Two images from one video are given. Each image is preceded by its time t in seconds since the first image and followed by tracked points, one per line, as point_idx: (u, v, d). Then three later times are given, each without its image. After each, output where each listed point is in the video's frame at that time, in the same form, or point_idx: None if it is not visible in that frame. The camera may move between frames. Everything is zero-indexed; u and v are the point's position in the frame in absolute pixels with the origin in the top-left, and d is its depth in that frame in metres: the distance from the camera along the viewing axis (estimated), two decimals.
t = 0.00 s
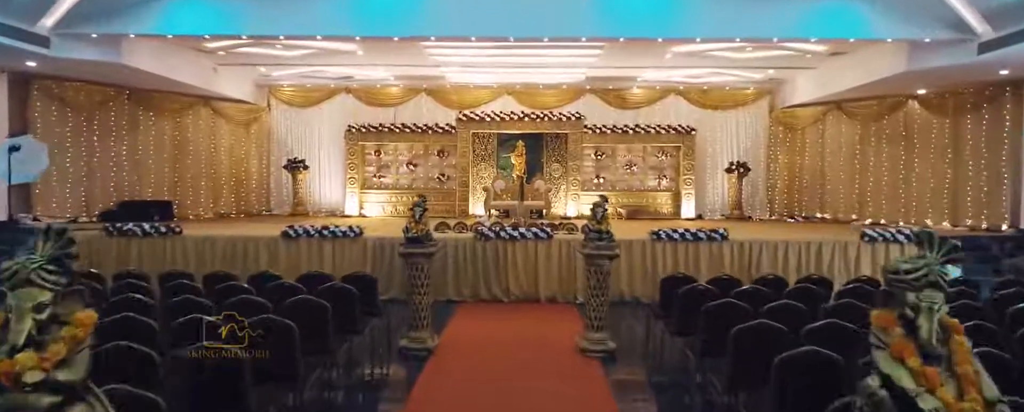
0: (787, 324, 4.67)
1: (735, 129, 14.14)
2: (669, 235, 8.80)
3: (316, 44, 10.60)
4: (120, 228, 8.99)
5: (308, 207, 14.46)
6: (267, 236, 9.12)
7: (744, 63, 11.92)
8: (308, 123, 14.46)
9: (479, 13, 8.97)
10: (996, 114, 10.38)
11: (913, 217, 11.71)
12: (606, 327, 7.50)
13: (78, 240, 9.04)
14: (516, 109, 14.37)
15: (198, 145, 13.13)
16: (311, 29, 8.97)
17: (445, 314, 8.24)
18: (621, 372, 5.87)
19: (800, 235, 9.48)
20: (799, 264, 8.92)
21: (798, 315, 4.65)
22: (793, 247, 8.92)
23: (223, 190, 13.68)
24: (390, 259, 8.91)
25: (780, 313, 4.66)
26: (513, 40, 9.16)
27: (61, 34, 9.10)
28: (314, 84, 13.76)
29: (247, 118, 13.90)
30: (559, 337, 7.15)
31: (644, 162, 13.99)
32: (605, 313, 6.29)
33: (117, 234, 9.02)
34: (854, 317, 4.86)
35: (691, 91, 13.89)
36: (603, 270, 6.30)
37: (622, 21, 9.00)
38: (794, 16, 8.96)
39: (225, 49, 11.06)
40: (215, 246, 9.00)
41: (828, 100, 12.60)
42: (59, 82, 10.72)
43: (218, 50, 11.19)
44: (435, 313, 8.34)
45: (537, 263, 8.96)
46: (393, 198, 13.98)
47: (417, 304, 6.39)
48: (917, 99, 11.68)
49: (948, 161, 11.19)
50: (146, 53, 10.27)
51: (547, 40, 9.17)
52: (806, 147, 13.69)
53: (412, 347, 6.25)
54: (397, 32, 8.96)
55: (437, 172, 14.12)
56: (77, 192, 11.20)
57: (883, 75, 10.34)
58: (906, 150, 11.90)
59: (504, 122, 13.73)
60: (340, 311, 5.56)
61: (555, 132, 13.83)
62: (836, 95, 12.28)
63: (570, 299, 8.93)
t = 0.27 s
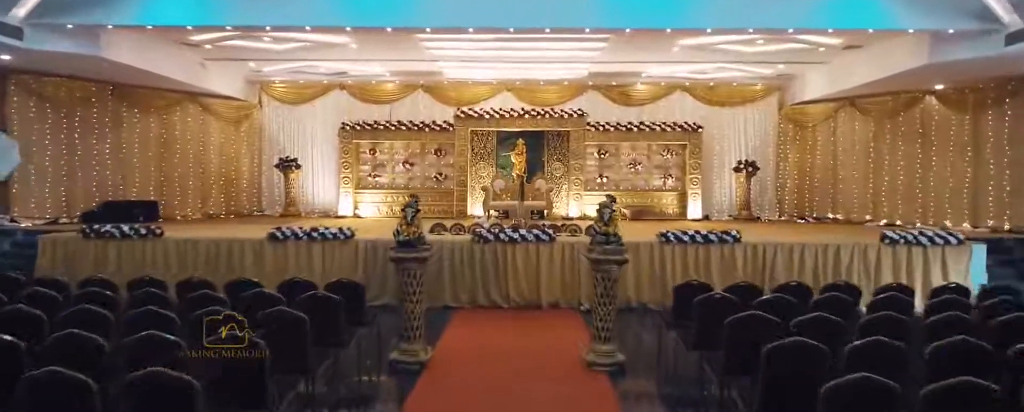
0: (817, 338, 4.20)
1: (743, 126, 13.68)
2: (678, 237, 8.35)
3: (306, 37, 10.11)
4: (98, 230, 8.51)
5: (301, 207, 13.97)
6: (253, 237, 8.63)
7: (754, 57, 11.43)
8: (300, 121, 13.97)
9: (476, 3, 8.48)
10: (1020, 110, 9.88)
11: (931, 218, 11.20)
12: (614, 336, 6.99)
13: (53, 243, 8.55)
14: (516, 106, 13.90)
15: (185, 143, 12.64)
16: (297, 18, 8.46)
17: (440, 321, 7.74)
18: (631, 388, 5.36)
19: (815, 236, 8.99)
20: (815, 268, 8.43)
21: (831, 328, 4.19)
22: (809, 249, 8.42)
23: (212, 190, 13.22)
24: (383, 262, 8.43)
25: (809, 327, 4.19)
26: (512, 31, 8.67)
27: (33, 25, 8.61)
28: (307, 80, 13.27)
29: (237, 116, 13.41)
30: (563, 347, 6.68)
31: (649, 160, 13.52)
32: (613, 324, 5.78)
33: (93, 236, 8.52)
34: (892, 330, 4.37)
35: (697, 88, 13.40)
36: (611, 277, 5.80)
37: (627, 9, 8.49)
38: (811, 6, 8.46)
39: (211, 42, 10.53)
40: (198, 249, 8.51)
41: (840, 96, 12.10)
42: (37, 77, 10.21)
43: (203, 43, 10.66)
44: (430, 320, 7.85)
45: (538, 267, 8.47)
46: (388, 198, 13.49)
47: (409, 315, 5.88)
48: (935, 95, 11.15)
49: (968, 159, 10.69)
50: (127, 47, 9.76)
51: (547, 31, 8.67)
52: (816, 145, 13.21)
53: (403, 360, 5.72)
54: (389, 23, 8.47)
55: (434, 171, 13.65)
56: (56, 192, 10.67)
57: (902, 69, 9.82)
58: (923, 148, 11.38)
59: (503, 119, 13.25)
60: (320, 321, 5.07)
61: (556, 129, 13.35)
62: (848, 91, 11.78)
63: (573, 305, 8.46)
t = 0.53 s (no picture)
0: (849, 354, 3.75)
1: (749, 124, 13.22)
2: (686, 240, 7.89)
3: (296, 29, 9.64)
4: (71, 232, 8.04)
5: (293, 207, 13.52)
6: (236, 239, 8.16)
7: (764, 52, 10.97)
8: (292, 119, 13.52)
9: None
10: None
11: (949, 219, 10.74)
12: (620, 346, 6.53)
13: (25, 245, 8.08)
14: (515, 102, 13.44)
15: (172, 141, 12.17)
16: (284, 8, 7.99)
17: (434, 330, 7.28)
18: (640, 406, 4.89)
19: (830, 238, 8.54)
20: (830, 272, 7.98)
21: (867, 343, 3.74)
22: (824, 252, 7.96)
23: (201, 189, 12.75)
24: (374, 267, 7.97)
25: (842, 342, 3.74)
26: (511, 22, 8.22)
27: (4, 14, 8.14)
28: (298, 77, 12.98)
29: (226, 113, 12.94)
30: (565, 359, 6.23)
31: (652, 159, 13.09)
32: (620, 336, 5.31)
33: (67, 238, 8.03)
34: (933, 344, 3.92)
35: (704, 84, 12.91)
36: (616, 285, 5.34)
37: None
38: None
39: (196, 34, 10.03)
40: (178, 252, 8.03)
41: (851, 92, 11.64)
42: (13, 71, 9.71)
43: (187, 36, 10.16)
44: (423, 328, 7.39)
45: (538, 271, 8.01)
46: (382, 199, 12.98)
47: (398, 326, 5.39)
48: (952, 91, 10.70)
49: (988, 156, 10.25)
50: (106, 39, 9.27)
51: (548, 22, 8.21)
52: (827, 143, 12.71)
53: (391, 375, 5.25)
54: (381, 13, 8.01)
55: (430, 171, 13.21)
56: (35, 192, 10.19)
57: (921, 62, 9.35)
58: (940, 146, 10.92)
59: (502, 117, 12.78)
60: (296, 333, 4.60)
61: (557, 127, 12.87)
62: (861, 87, 11.32)
63: (575, 311, 8.00)
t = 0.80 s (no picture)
0: (890, 377, 3.46)
1: (756, 121, 12.75)
2: (695, 243, 7.43)
3: (283, 21, 9.18)
4: (42, 235, 7.57)
5: (283, 208, 13.04)
6: (217, 243, 7.69)
7: (773, 46, 10.52)
8: (282, 116, 13.05)
9: None
10: None
11: (968, 220, 10.27)
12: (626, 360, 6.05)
13: None
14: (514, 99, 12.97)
15: (156, 140, 11.70)
16: None
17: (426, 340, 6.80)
18: None
19: (847, 241, 8.06)
20: (848, 277, 7.50)
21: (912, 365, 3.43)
22: (842, 254, 7.50)
23: (187, 189, 12.32)
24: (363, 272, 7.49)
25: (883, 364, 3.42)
26: (508, 12, 7.77)
27: None
28: (289, 72, 12.56)
29: (213, 110, 12.47)
30: (565, 372, 5.75)
31: (656, 158, 12.61)
32: (626, 351, 4.84)
33: (37, 242, 7.56)
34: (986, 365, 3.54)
35: (709, 80, 12.47)
36: (624, 298, 4.85)
37: None
38: None
39: (176, 27, 9.55)
40: (155, 256, 7.57)
41: (863, 88, 11.17)
42: None
43: (168, 29, 9.67)
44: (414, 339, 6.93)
45: (537, 276, 7.55)
46: (376, 199, 12.49)
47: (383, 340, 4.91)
48: (970, 86, 10.19)
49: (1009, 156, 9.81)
50: (83, 31, 8.79)
51: (547, 12, 7.75)
52: (836, 142, 12.26)
53: (373, 394, 4.77)
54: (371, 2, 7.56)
55: (425, 170, 12.74)
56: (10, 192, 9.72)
57: (940, 56, 8.87)
58: (957, 144, 10.44)
59: (499, 114, 12.31)
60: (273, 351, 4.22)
61: (557, 125, 12.40)
62: (875, 83, 10.84)
63: (576, 319, 7.54)
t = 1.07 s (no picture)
0: None
1: (765, 119, 12.25)
2: (705, 250, 6.94)
3: (268, 13, 8.68)
4: (6, 241, 7.06)
5: (273, 210, 12.54)
6: (194, 248, 7.18)
7: (784, 40, 10.01)
8: (272, 115, 12.54)
9: None
10: None
11: (990, 224, 9.77)
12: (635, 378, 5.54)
13: None
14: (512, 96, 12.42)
15: (138, 139, 11.19)
16: None
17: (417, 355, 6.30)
18: None
19: (866, 246, 7.57)
20: (870, 284, 7.01)
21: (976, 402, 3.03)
22: (863, 261, 6.99)
23: (170, 190, 11.80)
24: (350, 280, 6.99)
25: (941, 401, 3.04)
26: (506, 3, 7.29)
27: None
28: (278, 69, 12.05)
29: (199, 108, 11.97)
30: (569, 395, 5.28)
31: (660, 158, 12.11)
32: (636, 374, 4.33)
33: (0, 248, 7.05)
34: None
35: (715, 77, 12.00)
36: (633, 315, 4.34)
37: None
38: None
39: (156, 19, 9.03)
40: (127, 263, 7.06)
41: (879, 85, 10.66)
42: None
43: (147, 21, 9.15)
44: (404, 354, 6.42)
45: (537, 284, 7.04)
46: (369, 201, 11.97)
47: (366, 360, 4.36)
48: (991, 83, 9.66)
49: None
50: (56, 23, 8.27)
51: (548, 2, 7.26)
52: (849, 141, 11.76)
53: None
54: None
55: (420, 170, 12.23)
56: None
57: (964, 49, 8.36)
58: (978, 144, 9.94)
59: (497, 112, 11.79)
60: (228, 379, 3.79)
61: (557, 123, 11.89)
62: (891, 80, 10.34)
63: (578, 330, 7.04)
